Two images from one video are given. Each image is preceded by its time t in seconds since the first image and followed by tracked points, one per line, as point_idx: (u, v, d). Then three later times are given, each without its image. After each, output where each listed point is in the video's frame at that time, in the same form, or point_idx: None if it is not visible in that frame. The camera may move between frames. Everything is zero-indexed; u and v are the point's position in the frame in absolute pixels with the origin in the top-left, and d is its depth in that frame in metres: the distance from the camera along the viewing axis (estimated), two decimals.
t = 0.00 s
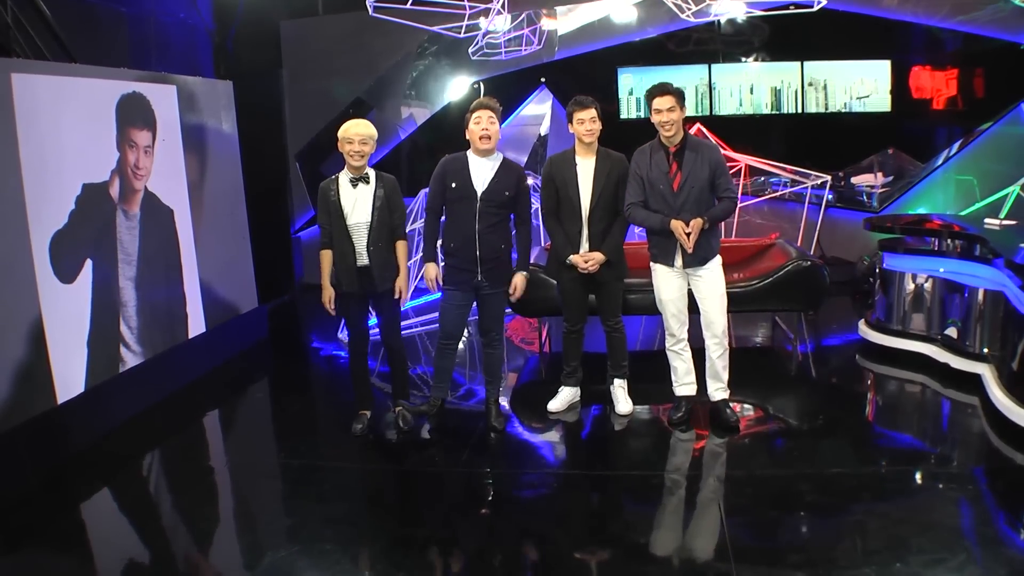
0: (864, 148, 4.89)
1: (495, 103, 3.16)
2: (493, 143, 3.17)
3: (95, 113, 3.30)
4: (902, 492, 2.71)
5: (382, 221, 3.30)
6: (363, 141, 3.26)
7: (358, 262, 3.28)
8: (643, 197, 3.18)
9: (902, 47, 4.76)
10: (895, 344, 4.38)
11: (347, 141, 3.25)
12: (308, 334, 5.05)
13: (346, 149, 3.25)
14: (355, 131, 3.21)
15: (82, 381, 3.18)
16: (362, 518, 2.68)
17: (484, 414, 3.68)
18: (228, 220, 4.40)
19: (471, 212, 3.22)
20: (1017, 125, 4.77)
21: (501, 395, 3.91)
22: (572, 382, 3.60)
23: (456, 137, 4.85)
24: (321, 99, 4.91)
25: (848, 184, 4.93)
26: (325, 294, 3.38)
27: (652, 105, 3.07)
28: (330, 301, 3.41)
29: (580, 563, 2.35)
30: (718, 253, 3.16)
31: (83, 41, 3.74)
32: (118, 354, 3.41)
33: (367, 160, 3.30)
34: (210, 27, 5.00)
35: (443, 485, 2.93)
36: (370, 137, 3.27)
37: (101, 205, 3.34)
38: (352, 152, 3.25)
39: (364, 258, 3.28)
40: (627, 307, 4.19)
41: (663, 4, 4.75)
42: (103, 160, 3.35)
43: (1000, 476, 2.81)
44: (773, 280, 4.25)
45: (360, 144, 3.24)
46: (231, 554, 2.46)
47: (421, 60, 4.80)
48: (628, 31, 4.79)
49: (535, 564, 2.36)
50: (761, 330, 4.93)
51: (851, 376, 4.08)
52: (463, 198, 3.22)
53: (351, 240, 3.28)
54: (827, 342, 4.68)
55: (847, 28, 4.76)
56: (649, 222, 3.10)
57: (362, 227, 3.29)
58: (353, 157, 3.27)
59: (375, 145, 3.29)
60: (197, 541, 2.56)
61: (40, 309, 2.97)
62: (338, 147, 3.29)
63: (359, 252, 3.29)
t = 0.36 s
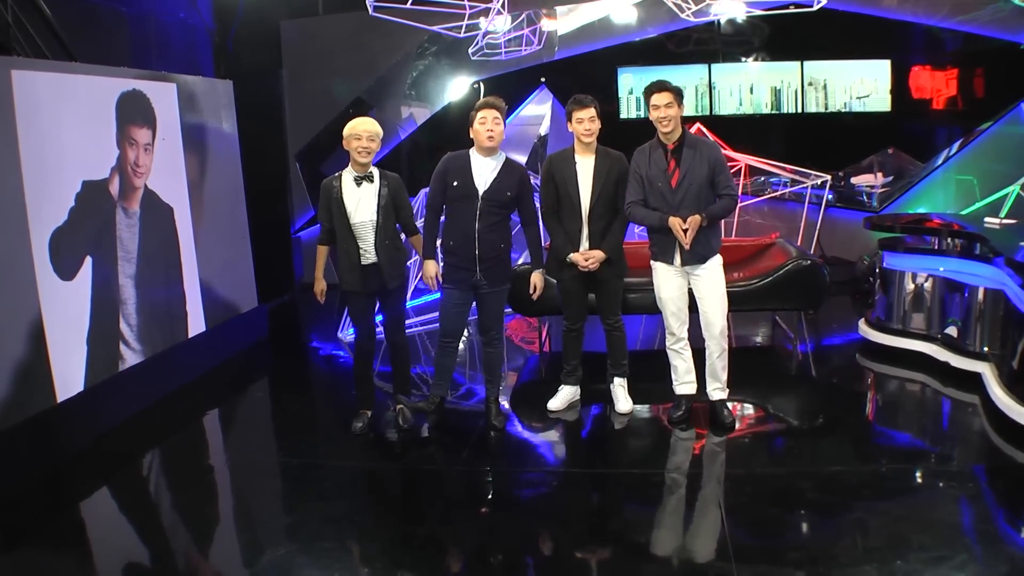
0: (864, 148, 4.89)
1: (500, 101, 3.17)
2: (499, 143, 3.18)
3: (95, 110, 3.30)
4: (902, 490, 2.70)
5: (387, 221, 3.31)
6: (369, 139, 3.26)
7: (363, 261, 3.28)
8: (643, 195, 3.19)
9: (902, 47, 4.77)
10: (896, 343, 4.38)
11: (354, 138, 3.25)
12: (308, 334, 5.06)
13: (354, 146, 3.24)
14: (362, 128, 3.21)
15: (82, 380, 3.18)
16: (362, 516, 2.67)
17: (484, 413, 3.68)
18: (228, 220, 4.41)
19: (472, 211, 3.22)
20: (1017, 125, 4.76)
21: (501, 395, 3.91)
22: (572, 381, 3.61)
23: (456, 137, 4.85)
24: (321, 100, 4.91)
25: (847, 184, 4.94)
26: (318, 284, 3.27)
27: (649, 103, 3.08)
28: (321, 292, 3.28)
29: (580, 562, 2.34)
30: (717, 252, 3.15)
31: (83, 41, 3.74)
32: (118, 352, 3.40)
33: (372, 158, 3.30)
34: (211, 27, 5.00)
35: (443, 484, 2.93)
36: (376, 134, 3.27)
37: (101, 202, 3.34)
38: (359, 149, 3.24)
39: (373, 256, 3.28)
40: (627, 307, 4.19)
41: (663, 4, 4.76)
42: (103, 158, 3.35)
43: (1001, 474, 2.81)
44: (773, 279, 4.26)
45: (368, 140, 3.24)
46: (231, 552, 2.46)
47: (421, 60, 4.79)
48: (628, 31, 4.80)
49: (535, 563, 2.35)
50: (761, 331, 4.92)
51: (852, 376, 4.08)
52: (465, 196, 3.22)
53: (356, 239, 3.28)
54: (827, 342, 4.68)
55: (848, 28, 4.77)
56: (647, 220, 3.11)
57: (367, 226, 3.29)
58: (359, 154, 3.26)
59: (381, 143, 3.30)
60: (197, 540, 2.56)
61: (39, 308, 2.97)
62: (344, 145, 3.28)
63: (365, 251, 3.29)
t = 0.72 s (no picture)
0: (864, 147, 4.89)
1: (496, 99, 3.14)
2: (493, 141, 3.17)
3: (95, 108, 3.30)
4: (902, 488, 2.70)
5: (387, 220, 3.33)
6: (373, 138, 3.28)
7: (361, 260, 3.29)
8: (645, 192, 3.22)
9: (902, 47, 4.77)
10: (895, 342, 4.39)
11: (359, 136, 3.24)
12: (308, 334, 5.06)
13: (359, 144, 3.24)
14: (367, 127, 3.22)
15: (81, 378, 3.18)
16: (362, 515, 2.67)
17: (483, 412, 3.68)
18: (228, 219, 4.41)
19: (471, 209, 3.23)
20: (1017, 125, 4.78)
21: (501, 394, 3.91)
22: (572, 379, 3.64)
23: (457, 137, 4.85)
24: (322, 100, 4.92)
25: (847, 184, 4.94)
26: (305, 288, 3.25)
27: (653, 99, 3.09)
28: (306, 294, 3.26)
29: (580, 561, 2.34)
30: (717, 252, 3.14)
31: (83, 41, 3.73)
32: (117, 351, 3.40)
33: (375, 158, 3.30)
34: (211, 27, 4.98)
35: (443, 483, 2.92)
36: (379, 133, 3.27)
37: (101, 199, 3.34)
38: (365, 148, 3.24)
39: (372, 255, 3.30)
40: (627, 306, 4.19)
41: (663, 4, 4.76)
42: (103, 155, 3.35)
43: (1002, 472, 2.81)
44: (773, 279, 4.26)
45: (373, 141, 3.24)
46: (229, 550, 2.46)
47: (421, 61, 4.79)
48: (628, 31, 4.79)
49: (535, 562, 2.35)
50: (760, 331, 4.91)
51: (852, 375, 4.08)
52: (465, 195, 3.22)
53: (355, 238, 3.29)
54: (827, 342, 4.67)
55: (848, 27, 4.77)
56: (646, 216, 3.14)
57: (368, 225, 3.30)
58: (363, 153, 3.25)
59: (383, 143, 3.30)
60: (197, 539, 2.56)
61: (39, 305, 2.97)
62: (347, 143, 3.26)
63: (365, 250, 3.30)
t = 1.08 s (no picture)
0: (864, 148, 4.89)
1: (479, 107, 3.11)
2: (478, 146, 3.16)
3: (95, 107, 3.30)
4: (903, 488, 2.70)
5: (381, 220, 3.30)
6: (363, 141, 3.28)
7: (354, 261, 3.30)
8: (646, 191, 3.22)
9: (902, 47, 4.77)
10: (895, 342, 4.39)
11: (349, 139, 3.26)
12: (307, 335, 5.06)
13: (347, 148, 3.25)
14: (355, 131, 3.24)
15: (80, 378, 3.17)
16: (361, 514, 2.68)
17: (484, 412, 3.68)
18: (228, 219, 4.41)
19: (459, 207, 3.24)
20: (1017, 125, 4.78)
21: (501, 394, 3.91)
22: (572, 378, 3.66)
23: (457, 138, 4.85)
24: (322, 101, 4.94)
25: (848, 185, 4.94)
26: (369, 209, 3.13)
27: (655, 99, 3.09)
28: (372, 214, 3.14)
29: (579, 560, 2.34)
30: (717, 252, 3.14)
31: (83, 40, 3.72)
32: (116, 351, 3.40)
33: (367, 160, 3.31)
34: (211, 28, 4.92)
35: (442, 482, 2.92)
36: (369, 135, 3.29)
37: (100, 197, 3.34)
38: (354, 150, 3.26)
39: (361, 259, 3.30)
40: (627, 306, 4.19)
41: (663, 4, 4.74)
42: (103, 154, 3.35)
43: (1002, 472, 2.80)
44: (773, 279, 4.26)
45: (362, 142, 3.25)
46: (228, 549, 2.47)
47: (421, 61, 4.80)
48: (628, 32, 4.77)
49: (534, 561, 2.35)
50: (761, 331, 4.91)
51: (852, 375, 4.08)
52: (452, 193, 3.23)
53: (347, 238, 3.31)
54: (828, 341, 4.67)
55: (848, 28, 4.77)
56: (646, 216, 3.14)
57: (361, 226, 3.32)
58: (353, 155, 3.28)
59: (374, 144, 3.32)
60: (196, 538, 2.56)
61: (39, 305, 2.97)
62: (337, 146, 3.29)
63: (356, 251, 3.31)
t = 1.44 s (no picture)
0: (864, 149, 4.89)
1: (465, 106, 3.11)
2: (469, 131, 3.26)
3: (95, 105, 3.31)
4: (903, 488, 2.69)
5: (389, 220, 3.34)
6: (368, 139, 3.29)
7: (364, 261, 3.32)
8: (646, 192, 3.21)
9: (902, 49, 4.78)
10: (897, 342, 4.39)
11: (353, 139, 3.25)
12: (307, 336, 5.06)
13: (353, 146, 3.25)
14: (361, 129, 3.24)
15: (79, 378, 3.17)
16: (360, 514, 2.68)
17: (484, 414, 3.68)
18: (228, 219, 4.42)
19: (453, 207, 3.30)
20: (1017, 126, 4.72)
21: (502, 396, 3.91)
22: (572, 378, 3.68)
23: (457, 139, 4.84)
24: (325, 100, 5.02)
25: (848, 186, 4.94)
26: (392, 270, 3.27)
27: (656, 99, 3.09)
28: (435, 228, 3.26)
29: (580, 561, 2.33)
30: (718, 252, 3.13)
31: (86, 41, 3.74)
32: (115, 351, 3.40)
33: (372, 159, 3.31)
34: (210, 30, 4.67)
35: (442, 483, 2.92)
36: (373, 134, 3.28)
37: (101, 197, 3.35)
38: (359, 150, 3.25)
39: (377, 254, 3.32)
40: (627, 307, 4.19)
41: (663, 6, 4.75)
42: (103, 152, 3.36)
43: (1002, 471, 2.81)
44: (773, 278, 4.26)
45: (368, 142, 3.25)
46: (228, 550, 2.46)
47: (422, 62, 4.81)
48: (628, 34, 4.77)
49: (532, 560, 2.35)
50: (761, 332, 4.91)
51: (852, 375, 4.08)
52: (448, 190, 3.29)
53: (357, 239, 3.32)
54: (828, 342, 4.67)
55: (848, 29, 4.77)
56: (649, 216, 3.13)
57: (370, 225, 3.32)
58: (358, 155, 3.27)
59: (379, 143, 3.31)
60: (196, 537, 2.56)
61: (39, 304, 2.98)
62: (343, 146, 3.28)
63: (369, 251, 3.32)
